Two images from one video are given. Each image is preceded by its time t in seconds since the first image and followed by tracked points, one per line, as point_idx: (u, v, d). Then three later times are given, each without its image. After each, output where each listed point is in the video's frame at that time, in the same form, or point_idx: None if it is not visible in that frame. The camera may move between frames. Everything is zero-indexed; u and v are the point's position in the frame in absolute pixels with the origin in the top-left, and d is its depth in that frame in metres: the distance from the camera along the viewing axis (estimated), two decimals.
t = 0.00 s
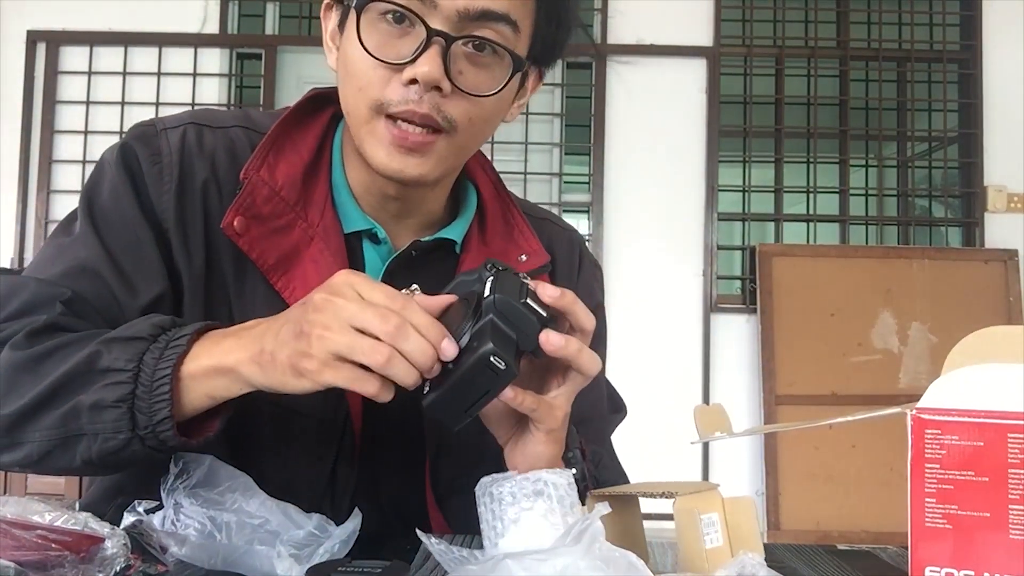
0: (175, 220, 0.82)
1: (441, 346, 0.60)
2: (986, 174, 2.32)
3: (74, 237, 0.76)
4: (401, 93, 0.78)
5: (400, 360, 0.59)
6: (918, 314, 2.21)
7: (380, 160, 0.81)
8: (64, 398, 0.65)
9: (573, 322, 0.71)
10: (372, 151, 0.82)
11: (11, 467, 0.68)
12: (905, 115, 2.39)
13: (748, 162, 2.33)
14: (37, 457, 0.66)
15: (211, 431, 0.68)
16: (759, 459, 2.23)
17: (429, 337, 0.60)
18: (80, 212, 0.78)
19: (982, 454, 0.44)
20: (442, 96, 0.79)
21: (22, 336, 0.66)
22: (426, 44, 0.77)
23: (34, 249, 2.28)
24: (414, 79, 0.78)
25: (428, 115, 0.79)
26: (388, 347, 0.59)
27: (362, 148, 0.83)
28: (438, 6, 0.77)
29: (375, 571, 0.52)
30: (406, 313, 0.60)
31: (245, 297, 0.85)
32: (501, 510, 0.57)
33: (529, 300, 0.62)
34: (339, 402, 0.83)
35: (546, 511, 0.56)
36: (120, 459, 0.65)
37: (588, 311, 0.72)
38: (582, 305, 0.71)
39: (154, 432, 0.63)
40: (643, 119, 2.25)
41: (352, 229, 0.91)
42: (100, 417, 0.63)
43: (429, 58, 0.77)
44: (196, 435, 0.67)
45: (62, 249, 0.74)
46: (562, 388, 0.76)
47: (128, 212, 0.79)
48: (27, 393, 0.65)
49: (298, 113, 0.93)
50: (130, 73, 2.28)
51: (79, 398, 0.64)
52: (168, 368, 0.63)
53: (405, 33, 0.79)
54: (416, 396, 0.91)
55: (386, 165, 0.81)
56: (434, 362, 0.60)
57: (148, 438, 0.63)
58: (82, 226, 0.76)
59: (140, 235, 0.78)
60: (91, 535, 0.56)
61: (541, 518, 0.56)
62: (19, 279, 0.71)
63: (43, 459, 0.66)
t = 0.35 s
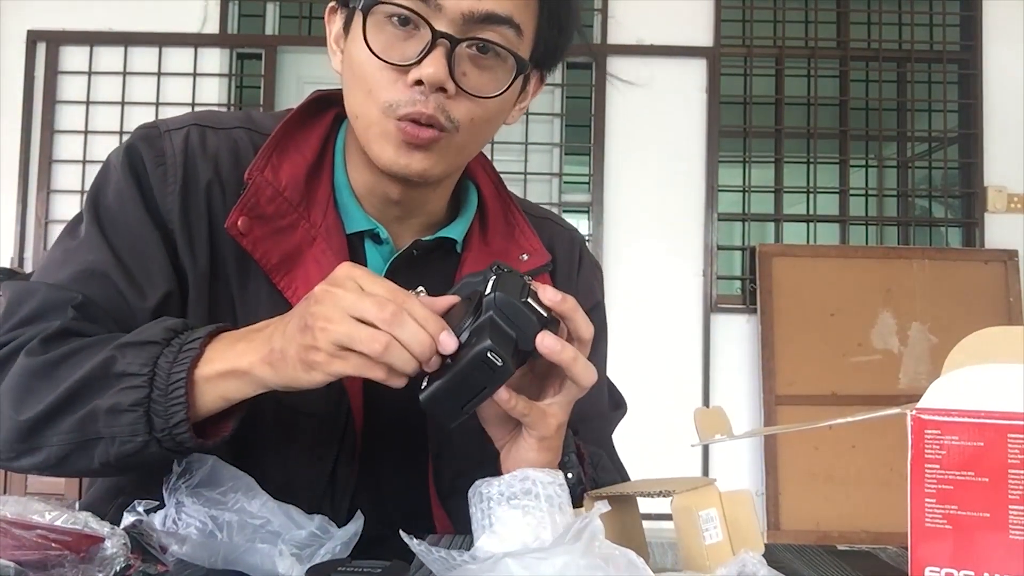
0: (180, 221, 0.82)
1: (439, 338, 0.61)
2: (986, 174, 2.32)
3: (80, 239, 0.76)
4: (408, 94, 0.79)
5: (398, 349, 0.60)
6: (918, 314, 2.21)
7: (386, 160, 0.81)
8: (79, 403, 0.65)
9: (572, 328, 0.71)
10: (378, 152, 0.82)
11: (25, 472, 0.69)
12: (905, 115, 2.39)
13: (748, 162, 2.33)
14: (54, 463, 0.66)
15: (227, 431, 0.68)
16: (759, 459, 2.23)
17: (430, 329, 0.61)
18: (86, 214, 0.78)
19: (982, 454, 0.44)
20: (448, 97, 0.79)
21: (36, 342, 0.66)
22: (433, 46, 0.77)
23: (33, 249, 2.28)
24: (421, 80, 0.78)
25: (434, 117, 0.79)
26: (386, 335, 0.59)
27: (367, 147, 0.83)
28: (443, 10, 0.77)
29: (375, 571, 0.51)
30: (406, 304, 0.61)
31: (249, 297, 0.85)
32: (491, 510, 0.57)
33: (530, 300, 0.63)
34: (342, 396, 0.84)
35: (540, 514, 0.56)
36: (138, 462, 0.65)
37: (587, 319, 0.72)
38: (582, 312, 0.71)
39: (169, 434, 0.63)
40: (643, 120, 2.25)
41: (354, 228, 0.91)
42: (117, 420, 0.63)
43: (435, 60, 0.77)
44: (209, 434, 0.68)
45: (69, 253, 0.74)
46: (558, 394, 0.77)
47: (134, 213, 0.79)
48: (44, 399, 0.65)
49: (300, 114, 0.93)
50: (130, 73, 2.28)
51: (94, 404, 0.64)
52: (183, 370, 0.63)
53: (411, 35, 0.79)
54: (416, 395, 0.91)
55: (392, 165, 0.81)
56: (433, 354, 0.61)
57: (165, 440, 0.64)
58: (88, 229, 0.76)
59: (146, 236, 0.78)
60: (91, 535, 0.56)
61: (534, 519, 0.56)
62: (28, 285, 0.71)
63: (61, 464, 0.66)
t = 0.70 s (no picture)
0: (182, 221, 0.82)
1: (441, 331, 0.61)
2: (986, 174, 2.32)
3: (84, 239, 0.76)
4: (421, 115, 0.79)
5: (399, 340, 0.60)
6: (918, 314, 2.21)
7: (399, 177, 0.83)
8: (86, 404, 0.65)
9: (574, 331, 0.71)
10: (390, 167, 0.83)
11: (30, 472, 0.69)
12: (905, 115, 2.39)
13: (748, 162, 2.33)
14: (62, 464, 0.66)
15: (234, 432, 0.68)
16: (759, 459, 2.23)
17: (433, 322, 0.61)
18: (90, 214, 0.78)
19: (982, 454, 0.44)
20: (460, 116, 0.80)
21: (45, 343, 0.66)
22: (444, 68, 0.77)
23: (33, 249, 2.28)
24: (434, 102, 0.78)
25: (447, 135, 0.80)
26: (388, 326, 0.60)
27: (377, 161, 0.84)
28: (453, 32, 0.75)
29: (375, 571, 0.52)
30: (409, 297, 0.61)
31: (252, 297, 0.85)
32: (486, 509, 0.57)
33: (533, 296, 0.63)
34: (343, 396, 0.84)
35: (535, 513, 0.56)
36: (145, 463, 0.65)
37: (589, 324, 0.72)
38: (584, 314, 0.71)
39: (177, 435, 0.63)
40: (643, 120, 2.25)
41: (355, 228, 0.91)
42: (126, 421, 0.64)
43: (447, 83, 0.77)
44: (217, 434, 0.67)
45: (73, 253, 0.74)
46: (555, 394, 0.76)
47: (136, 213, 0.79)
48: (52, 400, 0.65)
49: (301, 114, 0.93)
50: (130, 74, 2.28)
51: (102, 405, 0.64)
52: (191, 370, 0.63)
53: (420, 56, 0.78)
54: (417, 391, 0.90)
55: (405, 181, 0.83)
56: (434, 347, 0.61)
57: (172, 441, 0.64)
58: (92, 229, 0.77)
59: (149, 235, 0.78)
60: (91, 535, 0.56)
61: (529, 519, 0.55)
62: (35, 286, 0.71)
63: (68, 465, 0.66)
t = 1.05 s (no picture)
0: (180, 220, 0.82)
1: (447, 319, 0.60)
2: (986, 174, 2.32)
3: (81, 240, 0.76)
4: (425, 116, 0.79)
5: (398, 332, 0.59)
6: (918, 314, 2.21)
7: (400, 178, 0.83)
8: (75, 399, 0.65)
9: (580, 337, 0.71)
10: (392, 167, 0.83)
11: (18, 469, 0.69)
12: (905, 115, 2.39)
13: (748, 162, 2.33)
14: (52, 460, 0.66)
15: (222, 429, 0.67)
16: (759, 459, 2.24)
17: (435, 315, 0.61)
18: (88, 214, 0.78)
19: (982, 454, 0.44)
20: (464, 117, 0.80)
21: (36, 340, 0.66)
22: (449, 70, 0.77)
23: (33, 249, 2.28)
24: (438, 104, 0.78)
25: (451, 136, 0.80)
26: (386, 317, 0.59)
27: (378, 160, 0.84)
28: (460, 35, 0.75)
29: (376, 571, 0.52)
30: (410, 289, 0.61)
31: (249, 297, 0.85)
32: (484, 507, 0.57)
33: (535, 304, 0.63)
34: (342, 396, 0.84)
35: (533, 509, 0.56)
36: (133, 459, 0.65)
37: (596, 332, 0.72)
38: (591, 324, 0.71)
39: (163, 429, 0.63)
40: (643, 119, 2.25)
41: (354, 228, 0.91)
42: (112, 416, 0.64)
43: (453, 84, 0.77)
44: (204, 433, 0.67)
45: (70, 254, 0.74)
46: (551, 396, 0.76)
47: (134, 213, 0.79)
48: (42, 395, 0.65)
49: (300, 114, 0.93)
50: (130, 73, 2.28)
51: (89, 400, 0.64)
52: (177, 364, 0.63)
53: (425, 57, 0.77)
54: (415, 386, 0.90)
55: (406, 181, 0.83)
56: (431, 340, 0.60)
57: (159, 436, 0.64)
58: (89, 230, 0.77)
59: (146, 236, 0.78)
60: (92, 534, 0.56)
61: (528, 515, 0.56)
62: (28, 286, 0.71)
63: (58, 461, 0.66)
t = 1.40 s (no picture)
0: (179, 222, 0.82)
1: (452, 305, 0.62)
2: (986, 174, 2.32)
3: (82, 243, 0.76)
4: (429, 119, 0.79)
5: (397, 310, 0.60)
6: (918, 314, 2.21)
7: (403, 179, 0.83)
8: (79, 406, 0.65)
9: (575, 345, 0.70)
10: (394, 169, 0.83)
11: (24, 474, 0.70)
12: (905, 115, 2.39)
13: (748, 162, 2.33)
14: (58, 466, 0.66)
15: (228, 434, 0.68)
16: (759, 459, 2.23)
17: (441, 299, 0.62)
18: (87, 217, 0.78)
19: (983, 454, 0.44)
20: (467, 121, 0.80)
21: (39, 346, 0.67)
22: (455, 73, 0.77)
23: (33, 249, 2.28)
24: (443, 107, 0.78)
25: (454, 139, 0.81)
26: (388, 294, 0.61)
27: (380, 161, 0.84)
28: (465, 36, 0.75)
29: (375, 570, 0.52)
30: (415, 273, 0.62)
31: (249, 300, 0.85)
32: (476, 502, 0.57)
33: (527, 316, 0.64)
34: (342, 396, 0.84)
35: (522, 505, 0.56)
36: (139, 464, 0.65)
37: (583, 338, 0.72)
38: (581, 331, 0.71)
39: (169, 435, 0.63)
40: (643, 119, 2.25)
41: (354, 228, 0.91)
42: (117, 422, 0.64)
43: (458, 88, 0.77)
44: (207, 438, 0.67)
45: (71, 257, 0.75)
46: (539, 399, 0.75)
47: (133, 215, 0.79)
48: (45, 402, 0.66)
49: (299, 114, 0.93)
50: (130, 73, 2.28)
51: (94, 407, 0.64)
52: (181, 370, 0.63)
53: (430, 60, 0.77)
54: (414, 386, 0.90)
55: (409, 184, 0.83)
56: (441, 318, 0.61)
57: (165, 441, 0.64)
58: (89, 233, 0.77)
59: (146, 238, 0.78)
60: (91, 534, 0.56)
61: (517, 511, 0.56)
62: (31, 291, 0.71)
63: (64, 467, 0.67)
